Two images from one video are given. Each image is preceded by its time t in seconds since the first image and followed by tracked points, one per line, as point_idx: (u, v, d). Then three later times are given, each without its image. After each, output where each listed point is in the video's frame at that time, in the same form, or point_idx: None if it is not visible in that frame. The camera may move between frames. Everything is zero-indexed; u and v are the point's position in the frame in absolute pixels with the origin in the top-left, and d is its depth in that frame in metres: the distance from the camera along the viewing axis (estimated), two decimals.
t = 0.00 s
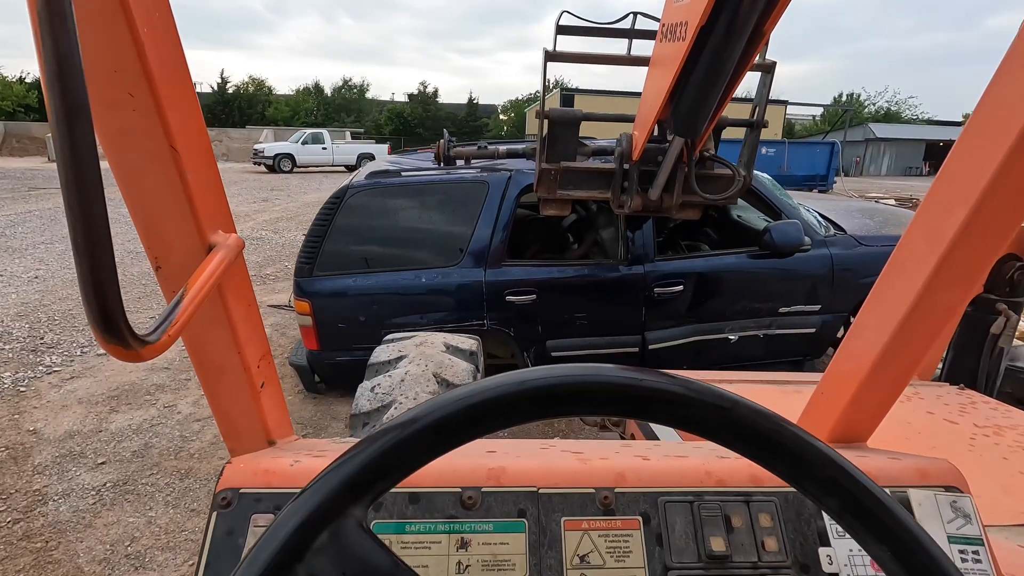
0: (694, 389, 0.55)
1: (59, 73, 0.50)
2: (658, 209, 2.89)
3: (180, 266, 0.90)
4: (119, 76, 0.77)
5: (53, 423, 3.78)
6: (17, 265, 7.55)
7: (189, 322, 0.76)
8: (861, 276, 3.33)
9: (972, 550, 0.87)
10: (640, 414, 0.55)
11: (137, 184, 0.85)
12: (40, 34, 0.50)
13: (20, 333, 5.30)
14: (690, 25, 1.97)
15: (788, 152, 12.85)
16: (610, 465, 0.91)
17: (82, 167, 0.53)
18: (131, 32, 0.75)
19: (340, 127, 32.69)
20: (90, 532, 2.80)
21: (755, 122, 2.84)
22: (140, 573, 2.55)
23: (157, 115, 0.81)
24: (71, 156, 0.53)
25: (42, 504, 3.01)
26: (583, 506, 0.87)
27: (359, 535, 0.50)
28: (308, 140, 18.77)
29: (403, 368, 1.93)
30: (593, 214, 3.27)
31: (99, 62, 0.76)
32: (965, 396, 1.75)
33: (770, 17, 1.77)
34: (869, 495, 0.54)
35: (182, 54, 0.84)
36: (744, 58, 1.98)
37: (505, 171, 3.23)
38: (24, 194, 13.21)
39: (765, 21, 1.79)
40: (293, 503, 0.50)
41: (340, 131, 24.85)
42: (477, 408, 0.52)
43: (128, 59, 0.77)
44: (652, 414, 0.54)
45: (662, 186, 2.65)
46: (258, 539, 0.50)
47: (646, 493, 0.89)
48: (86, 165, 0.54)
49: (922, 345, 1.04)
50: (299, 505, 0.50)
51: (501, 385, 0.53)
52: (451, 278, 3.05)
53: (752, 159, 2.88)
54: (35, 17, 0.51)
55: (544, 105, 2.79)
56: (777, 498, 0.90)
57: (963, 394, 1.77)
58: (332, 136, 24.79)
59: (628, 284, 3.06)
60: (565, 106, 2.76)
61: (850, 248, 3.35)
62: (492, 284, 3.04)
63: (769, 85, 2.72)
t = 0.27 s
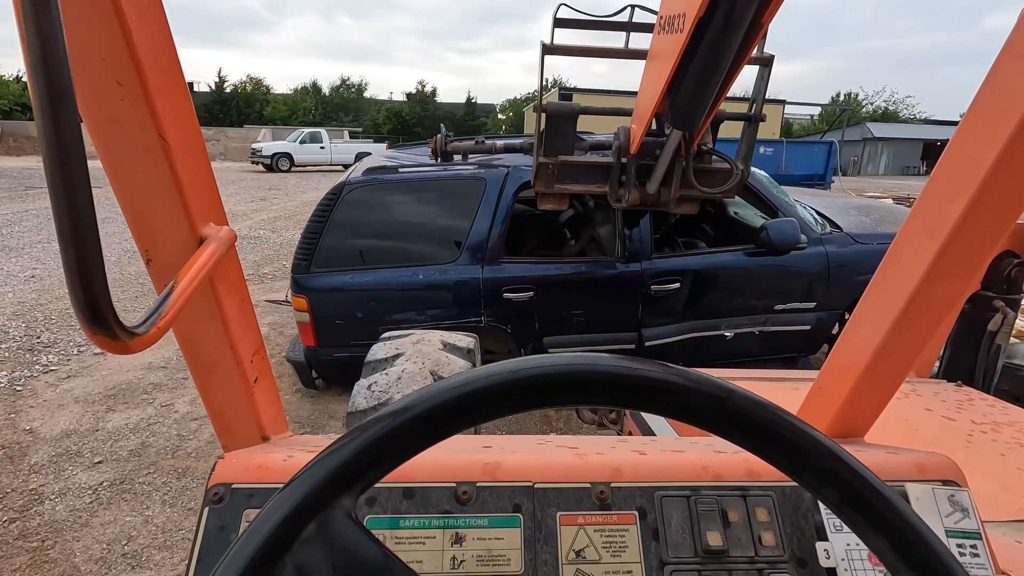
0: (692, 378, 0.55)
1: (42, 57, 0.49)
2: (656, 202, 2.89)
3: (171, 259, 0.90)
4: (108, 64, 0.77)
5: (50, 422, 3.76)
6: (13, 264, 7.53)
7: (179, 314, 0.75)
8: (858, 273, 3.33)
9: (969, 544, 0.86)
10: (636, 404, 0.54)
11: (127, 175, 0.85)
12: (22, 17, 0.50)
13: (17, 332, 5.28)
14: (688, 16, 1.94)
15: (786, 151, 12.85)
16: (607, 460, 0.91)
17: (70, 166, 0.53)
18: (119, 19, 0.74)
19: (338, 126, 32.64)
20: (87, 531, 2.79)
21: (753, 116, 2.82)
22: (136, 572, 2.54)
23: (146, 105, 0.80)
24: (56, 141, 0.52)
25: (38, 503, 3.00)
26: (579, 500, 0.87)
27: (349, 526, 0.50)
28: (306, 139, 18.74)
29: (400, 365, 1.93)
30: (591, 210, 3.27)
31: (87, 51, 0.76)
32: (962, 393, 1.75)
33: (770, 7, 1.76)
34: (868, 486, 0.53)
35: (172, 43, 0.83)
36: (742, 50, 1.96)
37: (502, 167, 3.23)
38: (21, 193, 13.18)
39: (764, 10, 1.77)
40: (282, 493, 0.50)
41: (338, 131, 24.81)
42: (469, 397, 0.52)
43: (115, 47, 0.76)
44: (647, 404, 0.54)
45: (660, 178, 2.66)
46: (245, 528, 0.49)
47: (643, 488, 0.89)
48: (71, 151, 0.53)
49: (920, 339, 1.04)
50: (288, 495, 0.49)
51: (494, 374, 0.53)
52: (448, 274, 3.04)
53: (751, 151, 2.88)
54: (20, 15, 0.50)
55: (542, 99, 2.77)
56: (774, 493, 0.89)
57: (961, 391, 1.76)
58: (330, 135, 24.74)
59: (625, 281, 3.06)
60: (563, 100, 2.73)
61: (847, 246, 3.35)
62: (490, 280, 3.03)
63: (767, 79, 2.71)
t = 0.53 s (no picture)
0: (696, 371, 0.55)
1: (41, 50, 0.49)
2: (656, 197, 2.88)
3: (170, 255, 0.89)
4: (106, 57, 0.76)
5: (47, 421, 3.75)
6: (10, 263, 7.51)
7: (179, 310, 0.75)
8: (856, 271, 3.33)
9: (972, 540, 0.86)
10: (639, 397, 0.54)
11: (125, 170, 0.84)
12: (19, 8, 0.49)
13: (14, 331, 5.27)
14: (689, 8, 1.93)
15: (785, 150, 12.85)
16: (609, 456, 0.91)
17: (69, 165, 0.53)
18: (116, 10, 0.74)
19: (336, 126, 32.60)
20: (84, 531, 2.78)
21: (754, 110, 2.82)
22: (134, 571, 2.53)
23: (144, 98, 0.80)
24: (54, 134, 0.51)
25: (36, 502, 2.99)
26: (581, 497, 0.87)
27: (351, 522, 0.49)
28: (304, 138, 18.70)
29: (399, 364, 1.93)
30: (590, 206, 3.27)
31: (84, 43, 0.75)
32: (962, 391, 1.75)
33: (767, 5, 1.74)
34: (874, 479, 0.53)
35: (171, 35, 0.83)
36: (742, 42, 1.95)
37: (502, 164, 3.22)
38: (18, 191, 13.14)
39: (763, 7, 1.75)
40: (282, 489, 0.49)
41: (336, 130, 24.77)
42: (471, 391, 0.52)
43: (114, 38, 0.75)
44: (650, 397, 0.54)
45: (660, 172, 2.65)
46: (246, 524, 0.49)
47: (645, 485, 0.88)
48: (71, 144, 0.52)
49: (922, 335, 1.04)
50: (289, 491, 0.49)
51: (495, 368, 0.52)
52: (447, 270, 3.03)
53: (751, 145, 2.88)
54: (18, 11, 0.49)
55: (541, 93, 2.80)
56: (776, 490, 0.89)
57: (960, 389, 1.77)
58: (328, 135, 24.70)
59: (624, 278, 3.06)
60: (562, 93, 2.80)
61: (846, 244, 3.35)
62: (489, 277, 3.03)
63: (767, 73, 2.70)
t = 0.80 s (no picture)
0: (695, 372, 0.55)
1: (42, 49, 0.49)
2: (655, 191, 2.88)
3: (170, 255, 0.89)
4: (108, 57, 0.76)
5: (45, 421, 3.75)
6: (8, 262, 7.49)
7: (179, 309, 0.75)
8: (854, 271, 3.34)
9: (970, 539, 0.87)
10: (640, 398, 0.54)
11: (126, 170, 0.84)
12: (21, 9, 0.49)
13: (12, 330, 5.26)
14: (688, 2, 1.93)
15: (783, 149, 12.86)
16: (608, 456, 0.91)
17: (70, 163, 0.53)
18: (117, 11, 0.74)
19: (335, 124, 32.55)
20: (82, 530, 2.78)
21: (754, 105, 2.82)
22: (133, 571, 2.53)
23: (145, 98, 0.80)
24: (54, 132, 0.51)
25: (34, 502, 2.98)
26: (581, 497, 0.87)
27: (353, 522, 0.49)
28: (303, 137, 18.67)
29: (398, 363, 1.93)
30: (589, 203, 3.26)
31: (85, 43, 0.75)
32: (960, 391, 1.75)
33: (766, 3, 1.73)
34: (873, 479, 0.53)
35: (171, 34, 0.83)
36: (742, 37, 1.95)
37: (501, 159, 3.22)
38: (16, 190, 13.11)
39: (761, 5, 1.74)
40: (285, 490, 0.49)
41: (335, 129, 24.73)
42: (472, 391, 0.52)
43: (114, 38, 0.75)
44: (648, 398, 0.54)
45: (659, 167, 2.67)
46: (248, 525, 0.48)
47: (644, 485, 0.88)
48: (72, 143, 0.52)
49: (921, 333, 1.04)
50: (291, 491, 0.49)
51: (496, 369, 0.53)
52: (446, 266, 3.04)
53: (750, 141, 2.88)
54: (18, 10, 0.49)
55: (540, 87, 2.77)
56: (775, 489, 0.89)
57: (958, 388, 1.77)
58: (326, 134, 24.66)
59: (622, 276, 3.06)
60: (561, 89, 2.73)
61: (844, 243, 3.35)
62: (488, 273, 3.03)
63: (766, 67, 2.71)
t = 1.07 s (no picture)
0: (688, 368, 0.56)
1: (43, 48, 0.49)
2: (653, 186, 2.89)
3: (169, 253, 0.90)
4: (108, 57, 0.77)
5: (44, 420, 3.75)
6: (6, 262, 7.48)
7: (178, 307, 0.75)
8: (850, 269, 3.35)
9: (960, 534, 0.88)
10: (632, 393, 0.55)
11: (125, 169, 0.84)
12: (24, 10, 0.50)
13: (9, 329, 5.25)
14: None
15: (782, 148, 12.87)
16: (603, 452, 0.91)
17: (71, 162, 0.54)
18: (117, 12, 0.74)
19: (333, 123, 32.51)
20: (81, 529, 2.78)
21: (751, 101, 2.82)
22: (132, 569, 2.54)
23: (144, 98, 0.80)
24: (56, 131, 0.52)
25: (32, 501, 2.99)
26: (576, 492, 0.87)
27: (350, 515, 0.50)
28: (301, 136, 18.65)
29: (396, 362, 1.93)
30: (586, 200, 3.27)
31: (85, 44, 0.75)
32: (955, 388, 1.77)
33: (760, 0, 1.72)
34: (862, 473, 0.54)
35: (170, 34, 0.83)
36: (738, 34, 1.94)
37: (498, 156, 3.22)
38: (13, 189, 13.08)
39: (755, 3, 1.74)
40: (282, 484, 0.50)
41: (333, 128, 24.71)
42: (468, 386, 0.53)
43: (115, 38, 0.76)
44: (641, 393, 0.55)
45: (655, 163, 2.67)
46: (246, 518, 0.49)
47: (639, 480, 0.89)
48: (73, 142, 0.53)
49: (915, 330, 1.05)
50: (289, 484, 0.50)
51: (491, 365, 0.53)
52: (443, 262, 3.04)
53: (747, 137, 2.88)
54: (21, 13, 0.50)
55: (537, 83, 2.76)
56: (769, 484, 0.90)
57: (953, 386, 1.78)
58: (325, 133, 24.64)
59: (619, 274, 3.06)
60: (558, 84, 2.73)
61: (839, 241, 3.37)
62: (485, 270, 3.04)
63: (763, 63, 2.71)
